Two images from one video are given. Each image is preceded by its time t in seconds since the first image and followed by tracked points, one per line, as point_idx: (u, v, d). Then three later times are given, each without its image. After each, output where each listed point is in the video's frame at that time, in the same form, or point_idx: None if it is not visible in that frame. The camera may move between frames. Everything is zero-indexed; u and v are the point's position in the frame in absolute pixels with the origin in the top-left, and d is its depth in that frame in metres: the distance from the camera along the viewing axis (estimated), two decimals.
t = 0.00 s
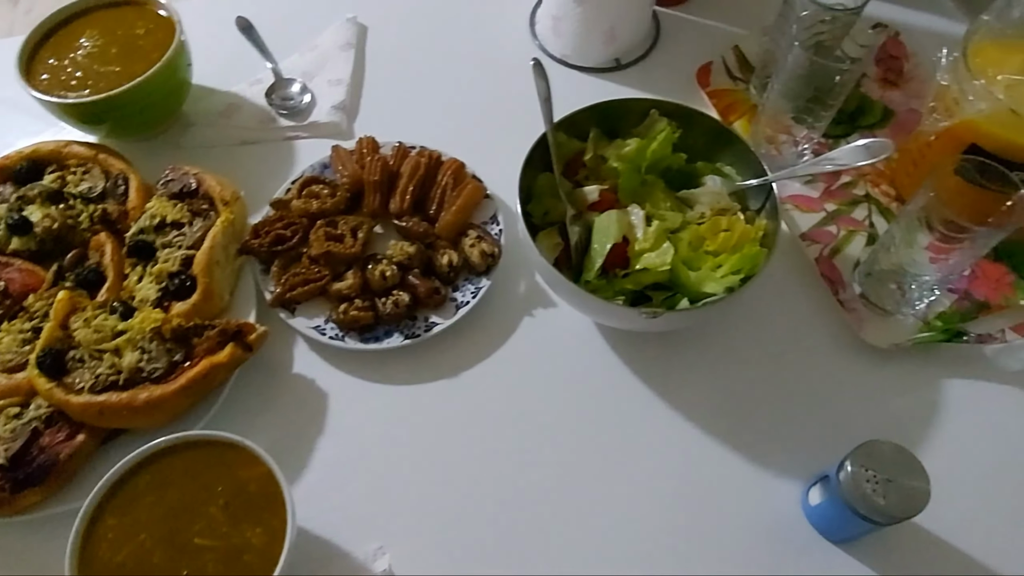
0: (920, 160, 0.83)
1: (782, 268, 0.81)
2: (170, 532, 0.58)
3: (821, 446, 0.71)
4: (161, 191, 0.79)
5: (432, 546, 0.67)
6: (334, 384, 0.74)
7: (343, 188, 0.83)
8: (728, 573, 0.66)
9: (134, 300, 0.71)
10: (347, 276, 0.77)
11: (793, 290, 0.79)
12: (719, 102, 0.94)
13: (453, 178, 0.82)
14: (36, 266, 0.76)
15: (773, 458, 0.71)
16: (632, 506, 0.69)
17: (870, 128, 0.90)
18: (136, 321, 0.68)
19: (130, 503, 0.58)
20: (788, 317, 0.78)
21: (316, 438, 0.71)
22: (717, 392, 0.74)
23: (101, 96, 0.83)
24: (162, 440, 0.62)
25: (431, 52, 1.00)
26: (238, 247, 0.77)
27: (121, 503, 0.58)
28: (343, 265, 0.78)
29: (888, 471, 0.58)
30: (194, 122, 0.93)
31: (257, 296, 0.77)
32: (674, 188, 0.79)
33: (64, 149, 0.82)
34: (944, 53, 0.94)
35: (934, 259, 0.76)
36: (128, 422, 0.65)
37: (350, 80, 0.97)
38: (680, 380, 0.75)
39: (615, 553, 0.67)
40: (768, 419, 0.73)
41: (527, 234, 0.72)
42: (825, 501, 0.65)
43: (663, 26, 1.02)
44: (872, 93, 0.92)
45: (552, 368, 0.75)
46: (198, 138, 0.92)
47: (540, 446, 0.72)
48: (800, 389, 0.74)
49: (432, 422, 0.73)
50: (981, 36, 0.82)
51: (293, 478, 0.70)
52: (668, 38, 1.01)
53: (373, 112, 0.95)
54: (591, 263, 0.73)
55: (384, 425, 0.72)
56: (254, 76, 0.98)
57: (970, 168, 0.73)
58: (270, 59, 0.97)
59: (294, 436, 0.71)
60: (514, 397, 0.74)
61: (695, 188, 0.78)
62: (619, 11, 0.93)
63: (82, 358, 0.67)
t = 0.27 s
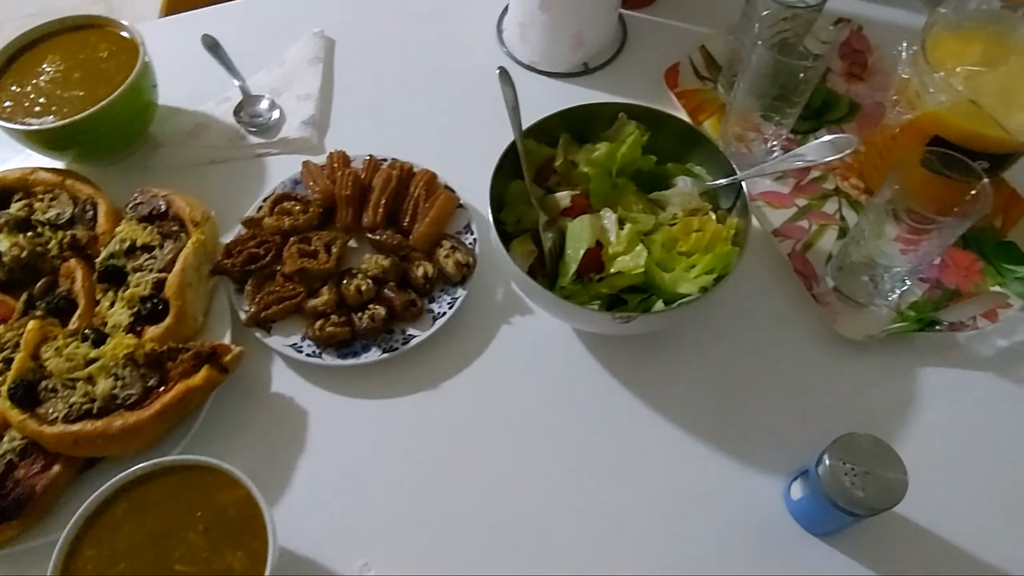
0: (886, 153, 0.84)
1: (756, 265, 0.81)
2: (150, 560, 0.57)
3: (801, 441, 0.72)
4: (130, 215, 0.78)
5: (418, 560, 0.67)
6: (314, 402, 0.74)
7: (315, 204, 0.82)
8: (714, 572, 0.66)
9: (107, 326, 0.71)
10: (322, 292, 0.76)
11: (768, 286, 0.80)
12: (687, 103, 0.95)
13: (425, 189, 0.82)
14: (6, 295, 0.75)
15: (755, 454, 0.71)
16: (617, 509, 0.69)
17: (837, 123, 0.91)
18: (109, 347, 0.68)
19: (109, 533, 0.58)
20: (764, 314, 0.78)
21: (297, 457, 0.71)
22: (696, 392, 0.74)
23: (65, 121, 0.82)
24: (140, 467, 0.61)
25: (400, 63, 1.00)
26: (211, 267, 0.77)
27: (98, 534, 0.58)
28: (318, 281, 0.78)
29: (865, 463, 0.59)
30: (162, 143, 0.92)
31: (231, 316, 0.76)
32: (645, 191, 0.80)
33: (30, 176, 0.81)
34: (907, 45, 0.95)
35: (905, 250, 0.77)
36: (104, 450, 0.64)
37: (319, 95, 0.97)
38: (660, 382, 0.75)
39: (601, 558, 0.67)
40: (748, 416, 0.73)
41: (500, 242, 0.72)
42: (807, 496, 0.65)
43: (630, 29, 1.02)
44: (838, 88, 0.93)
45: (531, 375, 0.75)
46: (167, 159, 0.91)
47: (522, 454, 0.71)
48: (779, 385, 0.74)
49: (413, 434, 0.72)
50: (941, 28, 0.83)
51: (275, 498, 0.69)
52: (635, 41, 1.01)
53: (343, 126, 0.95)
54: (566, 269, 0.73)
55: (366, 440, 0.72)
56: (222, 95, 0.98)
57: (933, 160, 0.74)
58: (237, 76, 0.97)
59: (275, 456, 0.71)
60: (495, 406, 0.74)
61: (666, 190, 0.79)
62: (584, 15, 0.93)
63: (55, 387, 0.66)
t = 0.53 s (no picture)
0: (864, 148, 0.84)
1: (738, 263, 0.81)
2: None
3: (787, 436, 0.72)
4: (109, 229, 0.78)
5: (408, 568, 0.66)
6: (299, 412, 0.73)
7: (296, 213, 0.82)
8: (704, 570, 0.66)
9: (88, 342, 0.70)
10: (305, 302, 0.76)
11: (750, 284, 0.80)
12: (667, 102, 0.95)
13: (406, 195, 0.82)
14: None
15: (741, 452, 0.71)
16: (606, 510, 0.69)
17: (816, 119, 0.92)
18: (90, 363, 0.67)
19: (93, 551, 0.57)
20: (747, 311, 0.79)
21: (283, 468, 0.70)
22: (682, 391, 0.75)
23: (42, 136, 0.82)
24: (124, 484, 0.61)
25: (379, 70, 1.00)
26: (192, 280, 0.76)
27: (83, 553, 0.57)
28: (300, 290, 0.77)
29: (849, 457, 0.59)
30: (141, 156, 0.92)
31: (214, 328, 0.76)
32: (626, 191, 0.80)
33: (7, 193, 0.80)
34: (882, 40, 0.96)
35: (884, 244, 0.77)
36: (87, 467, 0.63)
37: (298, 103, 0.96)
38: (645, 382, 0.75)
39: (591, 559, 0.67)
40: (734, 414, 0.73)
41: (482, 247, 0.72)
42: (793, 492, 0.65)
43: (607, 30, 1.02)
44: (815, 84, 0.94)
45: (517, 379, 0.75)
46: (146, 172, 0.90)
47: (510, 458, 0.71)
48: (763, 381, 0.75)
49: (400, 442, 0.72)
50: (914, 22, 0.83)
51: (263, 510, 0.69)
52: (613, 42, 1.02)
53: (323, 134, 0.94)
54: (548, 272, 0.73)
55: (352, 449, 0.72)
56: (200, 105, 0.97)
57: (910, 154, 0.74)
58: (216, 86, 0.96)
59: (261, 468, 0.70)
60: (482, 411, 0.74)
61: (647, 190, 0.79)
62: (562, 18, 0.93)
63: (36, 406, 0.65)
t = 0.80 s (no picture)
0: (849, 143, 0.85)
1: (727, 260, 0.81)
2: None
3: (778, 432, 0.72)
4: (95, 238, 0.78)
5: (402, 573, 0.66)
6: (290, 418, 0.73)
7: (282, 219, 0.82)
8: (698, 567, 0.66)
9: (75, 353, 0.70)
10: (293, 307, 0.76)
11: (739, 280, 0.80)
12: (653, 101, 0.95)
13: (394, 199, 0.82)
14: None
15: (733, 449, 0.71)
16: (599, 510, 0.69)
17: (802, 114, 0.92)
18: (76, 374, 0.66)
19: (83, 564, 0.57)
20: (737, 308, 0.79)
21: (274, 476, 0.70)
22: (673, 389, 0.75)
23: (25, 146, 0.81)
24: (113, 494, 0.60)
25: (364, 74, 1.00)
26: (179, 288, 0.76)
27: (73, 565, 0.57)
28: (288, 296, 0.77)
29: (840, 452, 0.59)
30: (126, 164, 0.91)
31: (203, 335, 0.75)
32: (613, 191, 0.80)
33: None
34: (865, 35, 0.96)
35: (872, 238, 0.77)
36: (76, 479, 0.63)
37: (284, 109, 0.96)
38: (636, 381, 0.75)
39: (585, 560, 0.67)
40: (725, 411, 0.73)
41: (469, 249, 0.72)
42: (785, 488, 0.65)
43: (592, 30, 1.02)
44: (801, 80, 0.94)
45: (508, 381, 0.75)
46: (131, 180, 0.90)
47: (503, 460, 0.71)
48: (754, 378, 0.75)
49: (392, 446, 0.72)
50: (897, 16, 0.84)
51: (255, 517, 0.68)
52: (598, 41, 1.02)
53: (309, 139, 0.94)
54: (537, 273, 0.73)
55: (344, 454, 0.71)
56: (185, 112, 0.97)
57: (894, 149, 0.74)
58: (200, 93, 0.96)
59: (252, 476, 0.70)
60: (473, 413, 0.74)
61: (633, 189, 0.79)
62: (546, 18, 0.93)
63: (23, 418, 0.65)
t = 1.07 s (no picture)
0: (842, 141, 0.85)
1: (722, 258, 0.82)
2: None
3: (774, 430, 0.72)
4: (89, 240, 0.77)
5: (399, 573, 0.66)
6: (286, 419, 0.73)
7: (277, 220, 0.82)
8: (695, 565, 0.66)
9: (70, 355, 0.70)
10: (289, 309, 0.76)
11: (735, 279, 0.80)
12: (647, 101, 0.96)
13: (389, 200, 0.82)
14: None
15: (729, 447, 0.71)
16: (596, 509, 0.69)
17: (796, 113, 0.92)
18: (72, 376, 0.66)
19: (79, 566, 0.57)
20: (732, 306, 0.79)
21: (271, 477, 0.70)
22: (669, 388, 0.75)
23: (19, 149, 0.81)
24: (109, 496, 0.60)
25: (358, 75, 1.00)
26: (175, 289, 0.76)
27: (68, 568, 0.57)
28: (284, 297, 0.77)
29: (835, 449, 0.59)
30: (121, 166, 0.91)
31: (198, 337, 0.75)
32: (608, 190, 0.80)
33: None
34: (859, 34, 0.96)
35: (866, 236, 0.78)
36: (72, 481, 0.63)
37: (278, 110, 0.96)
38: (632, 380, 0.75)
39: (582, 559, 0.67)
40: (721, 409, 0.73)
41: (464, 249, 0.72)
42: (781, 486, 0.66)
43: (586, 30, 1.03)
44: (795, 79, 0.94)
45: (504, 381, 0.75)
46: (126, 182, 0.90)
47: (499, 460, 0.71)
48: (750, 376, 0.75)
49: (389, 446, 0.72)
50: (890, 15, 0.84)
51: (251, 519, 0.68)
52: (592, 42, 1.02)
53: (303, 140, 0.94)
54: (532, 273, 0.73)
55: (341, 455, 0.71)
56: (180, 114, 0.97)
57: (886, 147, 0.74)
58: (194, 95, 0.96)
59: (249, 477, 0.70)
60: (469, 413, 0.74)
61: (628, 188, 0.79)
62: (540, 18, 0.93)
63: (18, 420, 0.65)
